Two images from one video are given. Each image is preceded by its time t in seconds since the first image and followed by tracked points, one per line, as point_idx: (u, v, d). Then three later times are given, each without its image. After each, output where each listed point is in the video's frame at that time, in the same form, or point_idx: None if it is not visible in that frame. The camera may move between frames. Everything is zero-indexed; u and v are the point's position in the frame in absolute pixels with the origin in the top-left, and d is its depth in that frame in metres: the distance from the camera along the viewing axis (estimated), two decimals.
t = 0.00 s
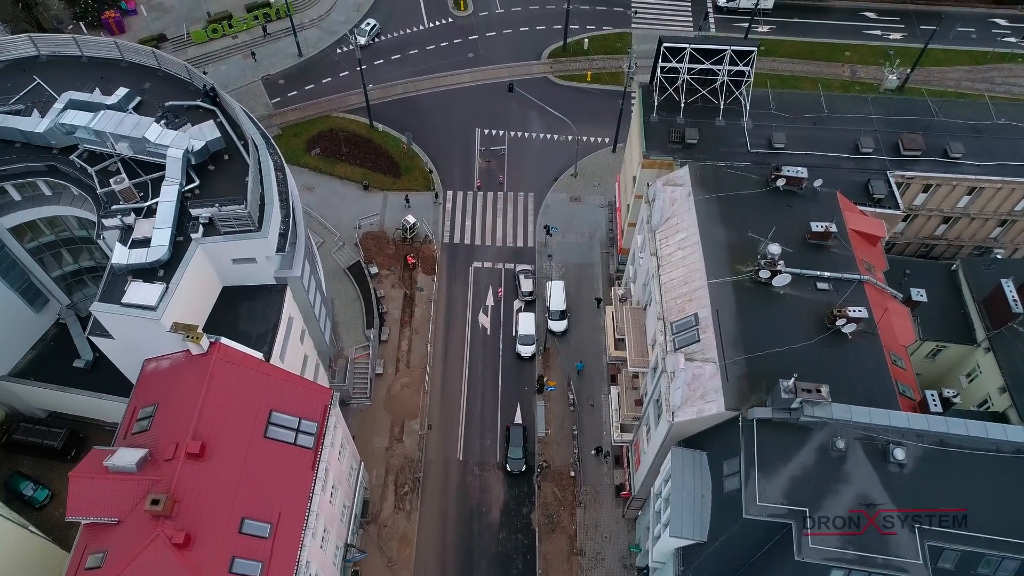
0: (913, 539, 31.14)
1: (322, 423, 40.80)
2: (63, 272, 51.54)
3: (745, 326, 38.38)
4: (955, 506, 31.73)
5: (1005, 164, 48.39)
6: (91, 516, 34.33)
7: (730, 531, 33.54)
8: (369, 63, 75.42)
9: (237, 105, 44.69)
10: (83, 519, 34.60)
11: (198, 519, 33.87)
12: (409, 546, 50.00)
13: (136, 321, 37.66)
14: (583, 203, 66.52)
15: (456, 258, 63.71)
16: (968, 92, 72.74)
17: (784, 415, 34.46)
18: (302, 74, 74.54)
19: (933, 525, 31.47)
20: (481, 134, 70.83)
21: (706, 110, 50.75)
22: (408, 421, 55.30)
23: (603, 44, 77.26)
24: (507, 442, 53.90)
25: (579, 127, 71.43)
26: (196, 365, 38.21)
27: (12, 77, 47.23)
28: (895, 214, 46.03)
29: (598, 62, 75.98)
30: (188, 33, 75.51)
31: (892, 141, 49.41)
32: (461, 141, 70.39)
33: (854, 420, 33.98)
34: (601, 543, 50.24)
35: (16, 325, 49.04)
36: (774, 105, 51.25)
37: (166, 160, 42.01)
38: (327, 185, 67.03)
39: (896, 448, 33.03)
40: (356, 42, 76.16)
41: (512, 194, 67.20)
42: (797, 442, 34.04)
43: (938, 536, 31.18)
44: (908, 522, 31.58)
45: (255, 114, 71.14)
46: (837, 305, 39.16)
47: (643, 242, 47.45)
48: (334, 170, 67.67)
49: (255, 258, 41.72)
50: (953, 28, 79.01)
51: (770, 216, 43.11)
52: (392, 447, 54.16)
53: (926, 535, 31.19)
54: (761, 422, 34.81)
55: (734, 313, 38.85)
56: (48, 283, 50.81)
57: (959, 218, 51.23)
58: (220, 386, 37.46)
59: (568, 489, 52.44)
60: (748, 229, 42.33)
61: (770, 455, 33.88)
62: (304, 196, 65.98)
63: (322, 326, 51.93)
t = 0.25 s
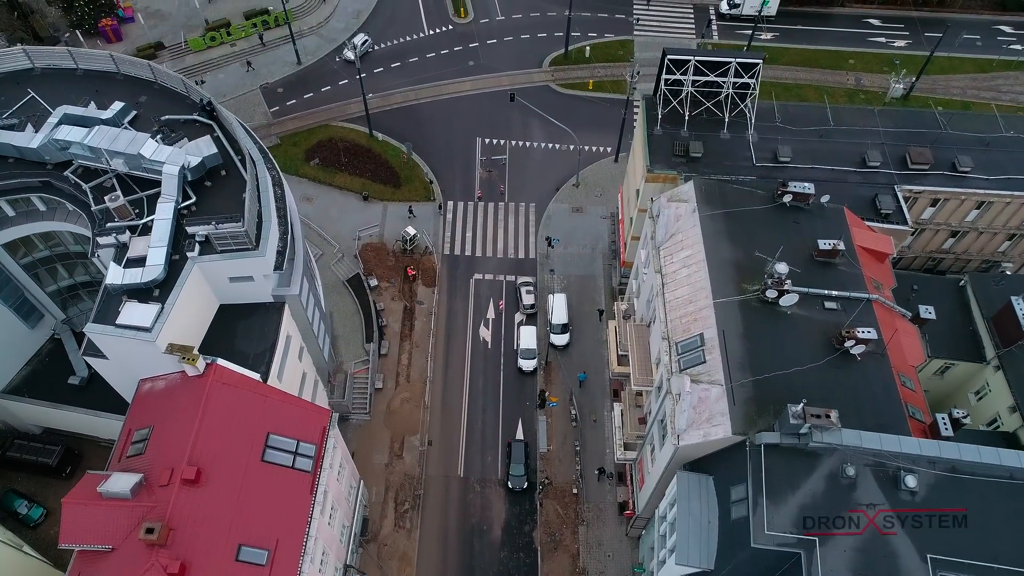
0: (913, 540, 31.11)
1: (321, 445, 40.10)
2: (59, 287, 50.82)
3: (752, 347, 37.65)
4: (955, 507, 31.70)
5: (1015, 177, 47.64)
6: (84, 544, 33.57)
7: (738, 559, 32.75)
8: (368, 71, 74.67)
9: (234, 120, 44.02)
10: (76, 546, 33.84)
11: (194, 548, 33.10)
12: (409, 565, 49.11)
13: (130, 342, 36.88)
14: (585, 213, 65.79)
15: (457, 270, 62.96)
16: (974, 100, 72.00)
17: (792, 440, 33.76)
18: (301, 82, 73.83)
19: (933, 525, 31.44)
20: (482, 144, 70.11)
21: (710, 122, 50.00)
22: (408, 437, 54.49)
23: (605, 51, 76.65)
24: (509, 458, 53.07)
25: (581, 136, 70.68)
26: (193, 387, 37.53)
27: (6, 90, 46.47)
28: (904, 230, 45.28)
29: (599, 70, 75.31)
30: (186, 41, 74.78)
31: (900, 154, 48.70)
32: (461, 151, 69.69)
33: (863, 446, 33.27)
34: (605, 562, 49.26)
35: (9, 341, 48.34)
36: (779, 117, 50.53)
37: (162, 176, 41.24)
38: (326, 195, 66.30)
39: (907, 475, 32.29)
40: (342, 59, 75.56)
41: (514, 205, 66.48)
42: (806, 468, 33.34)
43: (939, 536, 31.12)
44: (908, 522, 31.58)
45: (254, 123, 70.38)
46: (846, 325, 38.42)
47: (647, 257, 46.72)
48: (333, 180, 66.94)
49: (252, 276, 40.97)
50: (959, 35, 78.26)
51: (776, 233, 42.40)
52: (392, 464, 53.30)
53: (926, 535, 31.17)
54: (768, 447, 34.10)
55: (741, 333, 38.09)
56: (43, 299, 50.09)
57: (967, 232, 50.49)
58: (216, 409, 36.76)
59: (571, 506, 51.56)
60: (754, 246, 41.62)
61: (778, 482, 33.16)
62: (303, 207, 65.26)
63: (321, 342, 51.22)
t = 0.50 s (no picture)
0: (913, 540, 31.22)
1: (320, 472, 39.31)
2: (54, 306, 49.95)
3: (761, 373, 36.79)
4: (963, 524, 31.38)
5: None
6: None
7: None
8: (368, 81, 73.82)
9: (232, 138, 43.20)
10: None
11: None
12: None
13: (124, 369, 35.94)
14: (588, 226, 64.94)
15: (458, 284, 62.09)
16: (982, 111, 71.16)
17: (803, 471, 32.91)
18: (300, 92, 72.97)
19: (933, 526, 31.49)
20: (484, 155, 69.28)
21: (717, 138, 49.16)
22: (409, 456, 53.57)
23: (608, 60, 75.88)
24: (511, 478, 52.13)
25: (584, 147, 69.83)
26: (189, 414, 36.66)
27: None
28: (915, 249, 44.40)
29: (602, 80, 74.50)
30: (184, 50, 73.89)
31: (910, 171, 47.85)
32: (463, 162, 68.84)
33: (877, 478, 32.45)
34: None
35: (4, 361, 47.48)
36: (787, 133, 49.71)
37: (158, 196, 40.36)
38: (325, 208, 65.43)
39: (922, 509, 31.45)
40: (334, 78, 73.96)
41: (516, 218, 65.62)
42: (818, 500, 32.49)
43: (939, 537, 31.21)
44: (908, 523, 31.66)
45: (252, 134, 69.50)
46: (857, 350, 37.56)
47: (652, 276, 45.91)
48: (332, 193, 66.06)
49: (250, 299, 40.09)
50: (966, 44, 77.40)
51: (785, 254, 41.54)
52: (392, 484, 52.36)
53: (927, 536, 31.25)
54: (779, 478, 33.25)
55: (750, 359, 37.27)
56: (37, 318, 49.24)
57: (977, 250, 49.64)
58: (213, 437, 35.89)
59: (575, 528, 50.60)
60: (762, 268, 40.78)
61: (789, 515, 32.32)
62: (302, 220, 64.43)
63: (320, 361, 50.37)
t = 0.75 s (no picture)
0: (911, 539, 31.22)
1: (320, 498, 38.60)
2: (49, 322, 49.11)
3: (771, 397, 35.97)
4: (978, 558, 30.79)
5: None
6: None
7: None
8: (369, 90, 73.05)
9: (230, 154, 42.41)
10: None
11: None
12: None
13: (119, 393, 35.08)
14: (591, 238, 64.18)
15: (460, 297, 61.30)
16: (989, 120, 70.44)
17: (816, 501, 32.12)
18: (300, 101, 72.18)
19: (934, 527, 31.34)
20: (486, 165, 68.50)
21: (723, 152, 48.36)
22: (410, 474, 52.71)
23: (610, 68, 75.17)
24: (515, 496, 51.26)
25: (587, 157, 69.05)
26: (186, 439, 35.79)
27: None
28: (927, 267, 43.56)
29: (605, 89, 73.76)
30: (182, 59, 73.04)
31: (919, 186, 47.08)
32: (464, 173, 68.06)
33: (891, 509, 31.69)
34: None
35: None
36: (794, 147, 48.93)
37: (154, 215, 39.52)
38: (325, 219, 64.64)
39: (938, 541, 30.70)
40: (325, 93, 72.40)
41: (518, 229, 64.84)
42: (831, 532, 31.74)
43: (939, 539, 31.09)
44: (908, 522, 31.52)
45: (252, 144, 68.68)
46: (869, 374, 36.77)
47: (658, 294, 45.13)
48: (332, 204, 65.24)
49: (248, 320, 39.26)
50: (972, 52, 76.66)
51: (794, 273, 40.72)
52: (393, 502, 51.49)
53: (926, 536, 31.20)
54: (791, 508, 32.47)
55: (759, 382, 36.46)
56: (33, 334, 48.43)
57: (988, 265, 48.85)
58: (210, 463, 35.01)
59: (579, 547, 49.73)
60: (771, 287, 39.94)
61: (801, 546, 31.59)
62: (302, 231, 63.66)
63: (321, 379, 49.59)
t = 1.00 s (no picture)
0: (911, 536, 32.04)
1: (321, 528, 37.78)
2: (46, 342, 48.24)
3: (784, 426, 35.09)
4: None
5: None
6: None
7: None
8: (370, 100, 72.17)
9: (230, 172, 41.55)
10: None
11: None
12: None
13: (116, 423, 34.19)
14: (596, 252, 63.32)
15: (463, 312, 60.42)
16: (998, 131, 69.57)
17: (832, 536, 31.33)
18: (301, 111, 71.31)
19: (932, 525, 32.38)
20: (488, 177, 67.62)
21: (732, 168, 47.48)
22: (413, 494, 51.80)
23: (614, 78, 74.37)
24: (519, 518, 50.30)
25: (591, 168, 68.17)
26: (184, 469, 34.66)
27: None
28: (940, 287, 42.67)
29: (609, 99, 72.92)
30: (181, 68, 72.15)
31: (932, 204, 46.21)
32: (467, 184, 67.18)
33: (911, 545, 30.84)
34: None
35: None
36: (804, 163, 48.05)
37: (152, 237, 38.59)
38: (326, 232, 63.74)
39: None
40: (314, 109, 71.20)
41: (522, 243, 63.95)
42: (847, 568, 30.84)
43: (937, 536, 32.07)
44: (907, 520, 32.46)
45: (251, 155, 67.74)
46: (884, 401, 35.91)
47: (666, 315, 44.29)
48: (333, 217, 64.36)
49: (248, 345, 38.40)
50: (981, 61, 75.80)
51: (806, 295, 39.85)
52: (396, 524, 50.58)
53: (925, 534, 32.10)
54: (806, 542, 31.62)
55: (772, 410, 35.57)
56: (29, 355, 47.55)
57: (1002, 284, 47.95)
58: (208, 495, 33.87)
59: (585, 571, 48.76)
60: (783, 311, 39.07)
61: None
62: (303, 245, 62.77)
63: (323, 399, 48.69)
